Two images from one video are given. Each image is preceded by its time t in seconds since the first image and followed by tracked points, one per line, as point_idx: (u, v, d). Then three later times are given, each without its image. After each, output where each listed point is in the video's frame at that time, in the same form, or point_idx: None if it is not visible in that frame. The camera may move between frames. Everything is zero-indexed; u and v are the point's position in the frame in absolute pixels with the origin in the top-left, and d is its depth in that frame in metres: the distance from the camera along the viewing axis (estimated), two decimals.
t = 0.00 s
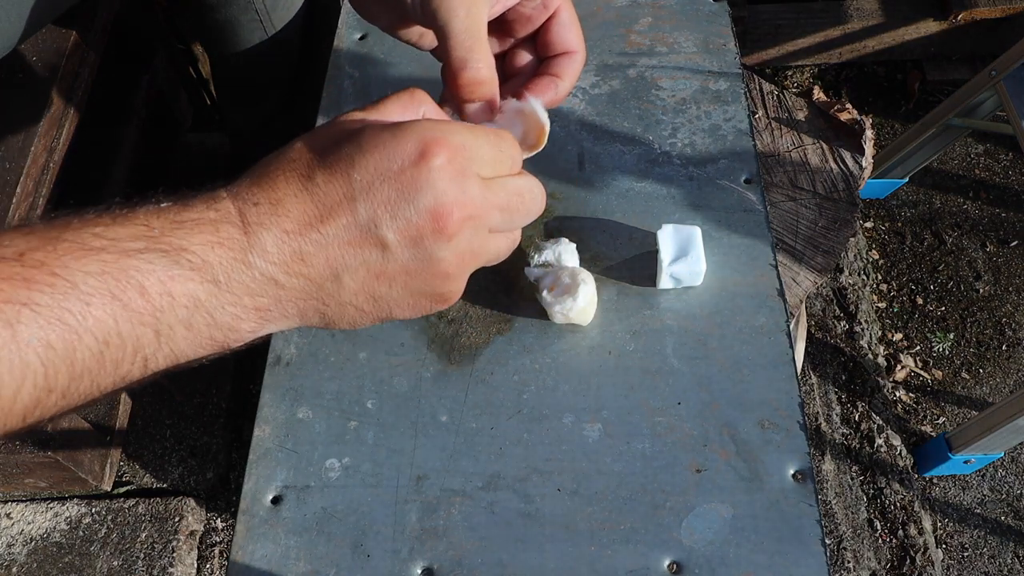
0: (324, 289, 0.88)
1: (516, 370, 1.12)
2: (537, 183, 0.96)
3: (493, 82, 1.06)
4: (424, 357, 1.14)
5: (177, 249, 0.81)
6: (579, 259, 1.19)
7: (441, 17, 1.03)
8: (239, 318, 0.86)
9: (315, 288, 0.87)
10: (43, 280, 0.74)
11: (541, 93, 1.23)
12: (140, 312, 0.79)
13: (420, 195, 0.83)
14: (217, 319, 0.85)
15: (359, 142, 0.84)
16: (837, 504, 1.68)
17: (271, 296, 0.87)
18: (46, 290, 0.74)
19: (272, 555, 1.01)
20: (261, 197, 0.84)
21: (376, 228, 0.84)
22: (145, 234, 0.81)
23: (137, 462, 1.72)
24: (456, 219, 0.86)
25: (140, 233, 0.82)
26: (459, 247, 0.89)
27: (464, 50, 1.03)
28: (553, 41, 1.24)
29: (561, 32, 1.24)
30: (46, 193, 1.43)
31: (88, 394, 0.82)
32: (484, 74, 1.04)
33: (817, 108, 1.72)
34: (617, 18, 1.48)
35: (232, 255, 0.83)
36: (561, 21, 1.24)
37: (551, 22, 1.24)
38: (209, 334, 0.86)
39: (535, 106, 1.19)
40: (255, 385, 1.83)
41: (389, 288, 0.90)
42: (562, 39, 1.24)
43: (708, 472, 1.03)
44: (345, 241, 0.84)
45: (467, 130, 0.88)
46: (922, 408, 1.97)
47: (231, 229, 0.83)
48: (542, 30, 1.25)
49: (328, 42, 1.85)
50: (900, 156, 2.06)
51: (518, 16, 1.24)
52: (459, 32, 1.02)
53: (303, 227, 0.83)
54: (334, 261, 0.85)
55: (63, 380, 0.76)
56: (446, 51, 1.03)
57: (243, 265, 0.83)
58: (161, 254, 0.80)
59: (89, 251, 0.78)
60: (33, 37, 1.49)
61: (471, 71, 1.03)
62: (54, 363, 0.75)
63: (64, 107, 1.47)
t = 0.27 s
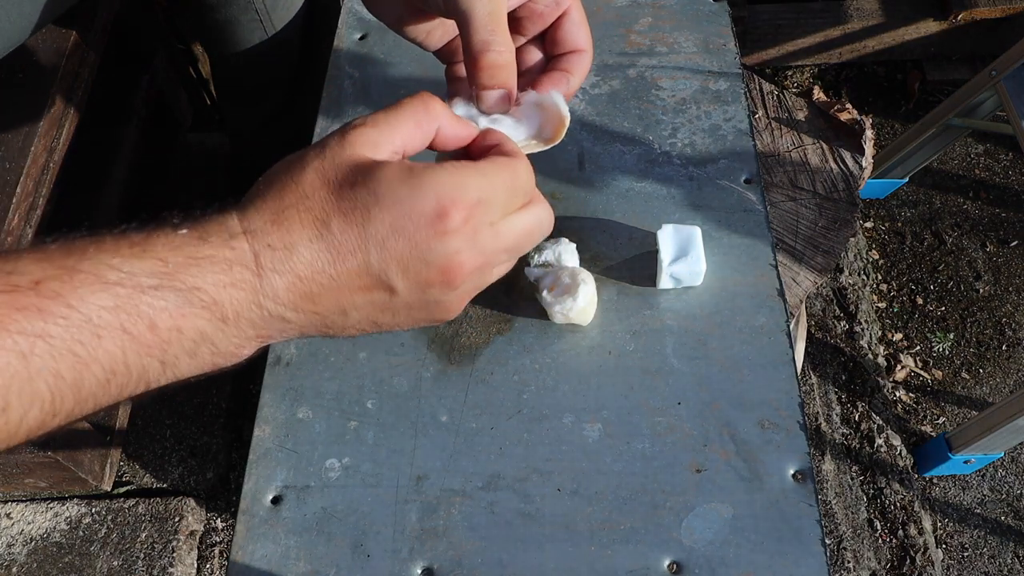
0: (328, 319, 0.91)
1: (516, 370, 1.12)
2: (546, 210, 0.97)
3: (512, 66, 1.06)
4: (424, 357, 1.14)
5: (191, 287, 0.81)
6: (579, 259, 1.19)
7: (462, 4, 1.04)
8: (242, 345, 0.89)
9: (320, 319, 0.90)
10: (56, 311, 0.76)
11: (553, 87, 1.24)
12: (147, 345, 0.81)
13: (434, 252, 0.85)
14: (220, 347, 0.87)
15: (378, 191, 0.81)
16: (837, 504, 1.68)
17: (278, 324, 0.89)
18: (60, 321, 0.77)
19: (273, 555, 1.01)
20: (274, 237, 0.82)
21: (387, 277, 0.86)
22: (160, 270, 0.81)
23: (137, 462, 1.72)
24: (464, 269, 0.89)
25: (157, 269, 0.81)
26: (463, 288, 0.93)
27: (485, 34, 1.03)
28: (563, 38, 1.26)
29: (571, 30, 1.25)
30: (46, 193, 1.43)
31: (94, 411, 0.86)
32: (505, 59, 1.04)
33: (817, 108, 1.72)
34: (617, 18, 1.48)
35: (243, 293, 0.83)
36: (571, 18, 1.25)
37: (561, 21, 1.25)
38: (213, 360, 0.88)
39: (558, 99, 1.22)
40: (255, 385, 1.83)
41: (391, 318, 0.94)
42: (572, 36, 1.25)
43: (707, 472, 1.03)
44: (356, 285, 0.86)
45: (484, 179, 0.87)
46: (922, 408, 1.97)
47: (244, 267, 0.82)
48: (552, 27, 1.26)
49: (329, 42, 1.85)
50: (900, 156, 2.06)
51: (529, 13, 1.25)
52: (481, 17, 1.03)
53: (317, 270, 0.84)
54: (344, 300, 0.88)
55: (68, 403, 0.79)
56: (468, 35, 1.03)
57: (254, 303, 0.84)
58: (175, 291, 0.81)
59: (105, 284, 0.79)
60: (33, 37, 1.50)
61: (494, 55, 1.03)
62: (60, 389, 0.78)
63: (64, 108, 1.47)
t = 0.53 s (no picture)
0: (321, 324, 0.95)
1: (516, 370, 1.12)
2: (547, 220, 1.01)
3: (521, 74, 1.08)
4: (424, 357, 1.14)
5: (181, 297, 0.85)
6: (579, 259, 1.19)
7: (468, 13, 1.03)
8: (234, 353, 0.93)
9: (314, 326, 0.95)
10: (43, 321, 0.79)
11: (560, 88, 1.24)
12: (136, 354, 0.84)
13: (428, 267, 0.90)
14: (210, 356, 0.90)
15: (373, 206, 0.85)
16: (837, 504, 1.68)
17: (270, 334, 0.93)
18: (45, 332, 0.79)
19: (273, 555, 1.01)
20: (268, 250, 0.86)
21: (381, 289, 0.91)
22: (148, 279, 0.85)
23: (137, 462, 1.72)
24: (457, 281, 0.94)
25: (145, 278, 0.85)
26: (456, 298, 0.98)
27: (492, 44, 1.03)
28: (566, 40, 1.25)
29: (574, 31, 1.25)
30: (46, 193, 1.42)
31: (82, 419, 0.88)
32: (513, 68, 1.05)
33: (817, 108, 1.72)
34: (617, 18, 1.48)
35: (236, 305, 0.87)
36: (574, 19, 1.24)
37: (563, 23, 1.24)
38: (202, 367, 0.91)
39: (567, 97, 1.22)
40: (255, 385, 1.82)
41: (384, 322, 0.99)
42: (574, 37, 1.25)
43: (708, 472, 1.03)
44: (349, 295, 0.91)
45: (480, 194, 0.90)
46: (922, 408, 1.97)
47: (236, 279, 0.86)
48: (555, 29, 1.26)
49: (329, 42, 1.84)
50: (900, 156, 2.06)
51: (534, 16, 1.24)
52: (488, 28, 1.02)
53: (311, 281, 0.88)
54: (338, 308, 0.92)
55: (55, 413, 0.82)
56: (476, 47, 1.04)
57: (246, 313, 0.88)
58: (164, 301, 0.84)
59: (91, 293, 0.82)
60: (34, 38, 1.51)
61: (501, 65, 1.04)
62: (50, 400, 0.80)
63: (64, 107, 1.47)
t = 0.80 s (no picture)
0: (292, 307, 0.84)
1: (516, 370, 1.12)
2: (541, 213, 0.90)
3: (521, 75, 1.08)
4: (424, 357, 1.14)
5: (151, 259, 0.78)
6: (579, 259, 1.19)
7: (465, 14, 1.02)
8: (210, 328, 0.83)
9: (286, 307, 0.84)
10: (9, 291, 0.71)
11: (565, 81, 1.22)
12: (111, 323, 0.77)
13: (407, 239, 0.79)
14: (188, 328, 0.82)
15: (358, 169, 0.79)
16: (837, 504, 1.68)
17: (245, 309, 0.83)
18: (12, 302, 0.72)
19: (272, 555, 1.01)
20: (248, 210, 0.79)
21: (358, 263, 0.80)
22: (118, 243, 0.78)
23: (137, 462, 1.72)
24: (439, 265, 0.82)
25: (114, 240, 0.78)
26: (438, 289, 0.85)
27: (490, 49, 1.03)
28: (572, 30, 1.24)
29: (579, 20, 1.24)
30: (46, 193, 1.43)
31: (60, 400, 0.81)
32: (513, 71, 1.05)
33: (817, 108, 1.72)
34: (617, 18, 1.48)
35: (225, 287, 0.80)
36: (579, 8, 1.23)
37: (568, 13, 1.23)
38: (182, 343, 0.83)
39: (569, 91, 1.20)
40: (255, 385, 1.83)
41: (358, 316, 0.86)
42: (579, 25, 1.24)
43: (708, 472, 1.03)
44: (322, 269, 0.80)
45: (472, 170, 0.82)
46: (922, 408, 1.97)
47: (210, 238, 0.79)
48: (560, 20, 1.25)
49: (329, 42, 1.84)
50: (900, 156, 2.06)
51: (536, 9, 1.23)
52: (484, 32, 1.02)
53: (284, 248, 0.79)
54: (308, 285, 0.82)
55: (32, 390, 0.75)
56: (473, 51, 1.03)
57: (219, 276, 0.80)
58: (134, 264, 0.77)
59: (57, 260, 0.75)
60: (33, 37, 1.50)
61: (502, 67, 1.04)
62: (22, 375, 0.73)
63: (64, 107, 1.47)
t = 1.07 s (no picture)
0: (275, 329, 0.82)
1: (516, 370, 1.12)
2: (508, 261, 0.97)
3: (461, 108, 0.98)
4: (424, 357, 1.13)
5: (120, 268, 0.74)
6: (579, 259, 1.19)
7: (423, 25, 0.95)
8: (184, 343, 0.79)
9: (267, 328, 0.81)
10: None
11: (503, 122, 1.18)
12: (75, 335, 0.73)
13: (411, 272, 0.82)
14: (160, 343, 0.78)
15: (370, 203, 0.81)
16: (837, 504, 1.68)
17: (222, 322, 0.79)
18: None
19: (272, 555, 1.01)
20: (250, 222, 0.78)
21: (358, 286, 0.81)
22: (84, 251, 0.74)
23: (137, 462, 1.72)
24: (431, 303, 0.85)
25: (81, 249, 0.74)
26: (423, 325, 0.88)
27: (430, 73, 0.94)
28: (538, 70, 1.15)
29: (548, 63, 1.14)
30: (46, 193, 1.43)
31: (24, 416, 0.77)
32: (450, 105, 0.96)
33: (817, 108, 1.72)
34: (617, 18, 1.48)
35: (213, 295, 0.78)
36: (548, 50, 1.13)
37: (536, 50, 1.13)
38: (151, 359, 0.79)
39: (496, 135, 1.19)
40: (255, 385, 1.83)
41: (340, 347, 0.86)
42: (546, 69, 1.15)
43: (708, 472, 1.03)
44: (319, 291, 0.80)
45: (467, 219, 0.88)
46: (922, 408, 1.97)
47: (194, 255, 0.76)
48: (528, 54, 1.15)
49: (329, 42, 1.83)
50: (900, 156, 2.06)
51: (510, 38, 1.13)
52: (425, 57, 0.94)
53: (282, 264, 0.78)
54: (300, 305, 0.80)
55: None
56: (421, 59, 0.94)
57: (199, 287, 0.77)
58: (102, 273, 0.73)
59: (16, 269, 0.72)
60: (33, 37, 1.50)
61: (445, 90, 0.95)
62: None
63: (64, 107, 1.47)
